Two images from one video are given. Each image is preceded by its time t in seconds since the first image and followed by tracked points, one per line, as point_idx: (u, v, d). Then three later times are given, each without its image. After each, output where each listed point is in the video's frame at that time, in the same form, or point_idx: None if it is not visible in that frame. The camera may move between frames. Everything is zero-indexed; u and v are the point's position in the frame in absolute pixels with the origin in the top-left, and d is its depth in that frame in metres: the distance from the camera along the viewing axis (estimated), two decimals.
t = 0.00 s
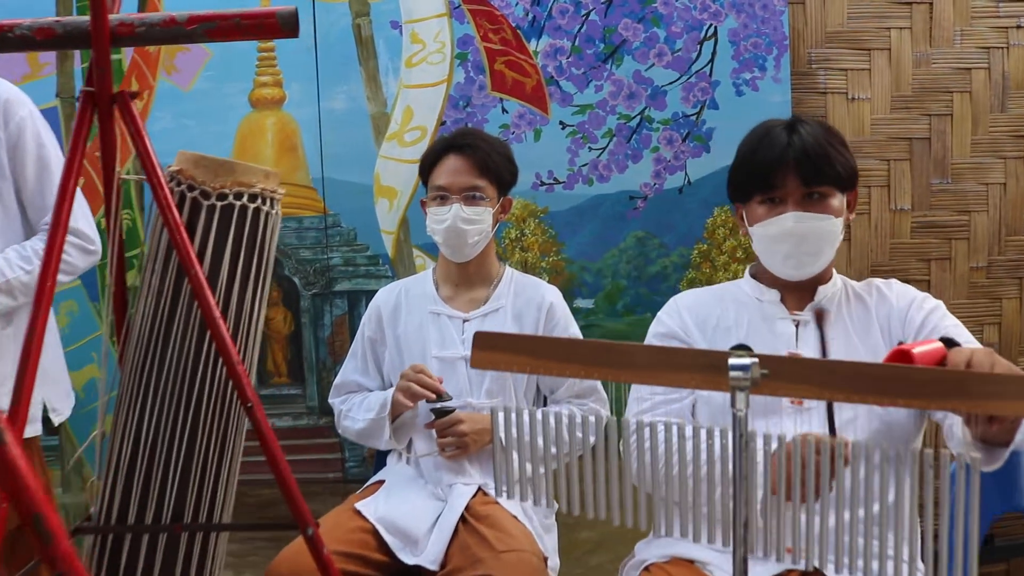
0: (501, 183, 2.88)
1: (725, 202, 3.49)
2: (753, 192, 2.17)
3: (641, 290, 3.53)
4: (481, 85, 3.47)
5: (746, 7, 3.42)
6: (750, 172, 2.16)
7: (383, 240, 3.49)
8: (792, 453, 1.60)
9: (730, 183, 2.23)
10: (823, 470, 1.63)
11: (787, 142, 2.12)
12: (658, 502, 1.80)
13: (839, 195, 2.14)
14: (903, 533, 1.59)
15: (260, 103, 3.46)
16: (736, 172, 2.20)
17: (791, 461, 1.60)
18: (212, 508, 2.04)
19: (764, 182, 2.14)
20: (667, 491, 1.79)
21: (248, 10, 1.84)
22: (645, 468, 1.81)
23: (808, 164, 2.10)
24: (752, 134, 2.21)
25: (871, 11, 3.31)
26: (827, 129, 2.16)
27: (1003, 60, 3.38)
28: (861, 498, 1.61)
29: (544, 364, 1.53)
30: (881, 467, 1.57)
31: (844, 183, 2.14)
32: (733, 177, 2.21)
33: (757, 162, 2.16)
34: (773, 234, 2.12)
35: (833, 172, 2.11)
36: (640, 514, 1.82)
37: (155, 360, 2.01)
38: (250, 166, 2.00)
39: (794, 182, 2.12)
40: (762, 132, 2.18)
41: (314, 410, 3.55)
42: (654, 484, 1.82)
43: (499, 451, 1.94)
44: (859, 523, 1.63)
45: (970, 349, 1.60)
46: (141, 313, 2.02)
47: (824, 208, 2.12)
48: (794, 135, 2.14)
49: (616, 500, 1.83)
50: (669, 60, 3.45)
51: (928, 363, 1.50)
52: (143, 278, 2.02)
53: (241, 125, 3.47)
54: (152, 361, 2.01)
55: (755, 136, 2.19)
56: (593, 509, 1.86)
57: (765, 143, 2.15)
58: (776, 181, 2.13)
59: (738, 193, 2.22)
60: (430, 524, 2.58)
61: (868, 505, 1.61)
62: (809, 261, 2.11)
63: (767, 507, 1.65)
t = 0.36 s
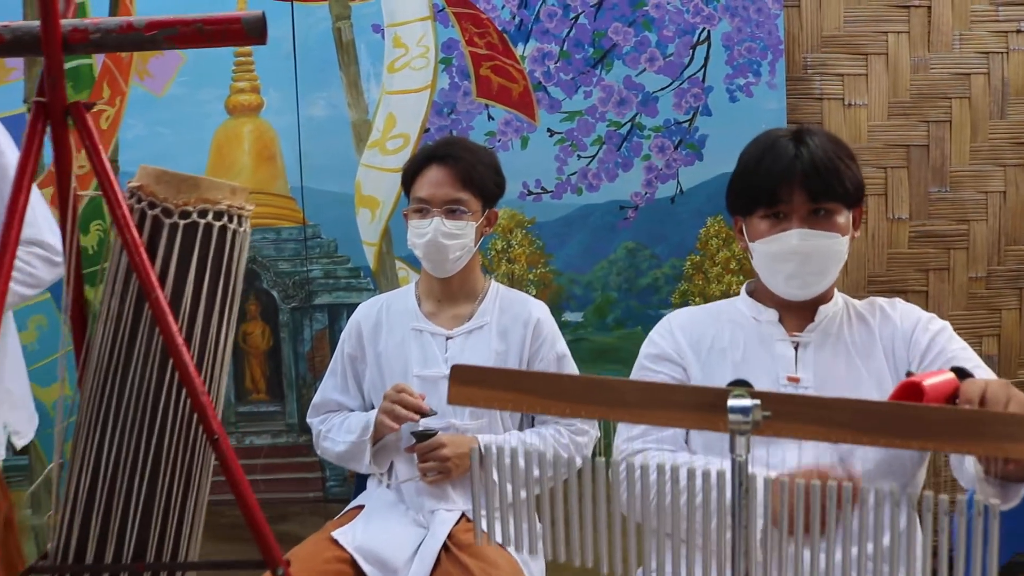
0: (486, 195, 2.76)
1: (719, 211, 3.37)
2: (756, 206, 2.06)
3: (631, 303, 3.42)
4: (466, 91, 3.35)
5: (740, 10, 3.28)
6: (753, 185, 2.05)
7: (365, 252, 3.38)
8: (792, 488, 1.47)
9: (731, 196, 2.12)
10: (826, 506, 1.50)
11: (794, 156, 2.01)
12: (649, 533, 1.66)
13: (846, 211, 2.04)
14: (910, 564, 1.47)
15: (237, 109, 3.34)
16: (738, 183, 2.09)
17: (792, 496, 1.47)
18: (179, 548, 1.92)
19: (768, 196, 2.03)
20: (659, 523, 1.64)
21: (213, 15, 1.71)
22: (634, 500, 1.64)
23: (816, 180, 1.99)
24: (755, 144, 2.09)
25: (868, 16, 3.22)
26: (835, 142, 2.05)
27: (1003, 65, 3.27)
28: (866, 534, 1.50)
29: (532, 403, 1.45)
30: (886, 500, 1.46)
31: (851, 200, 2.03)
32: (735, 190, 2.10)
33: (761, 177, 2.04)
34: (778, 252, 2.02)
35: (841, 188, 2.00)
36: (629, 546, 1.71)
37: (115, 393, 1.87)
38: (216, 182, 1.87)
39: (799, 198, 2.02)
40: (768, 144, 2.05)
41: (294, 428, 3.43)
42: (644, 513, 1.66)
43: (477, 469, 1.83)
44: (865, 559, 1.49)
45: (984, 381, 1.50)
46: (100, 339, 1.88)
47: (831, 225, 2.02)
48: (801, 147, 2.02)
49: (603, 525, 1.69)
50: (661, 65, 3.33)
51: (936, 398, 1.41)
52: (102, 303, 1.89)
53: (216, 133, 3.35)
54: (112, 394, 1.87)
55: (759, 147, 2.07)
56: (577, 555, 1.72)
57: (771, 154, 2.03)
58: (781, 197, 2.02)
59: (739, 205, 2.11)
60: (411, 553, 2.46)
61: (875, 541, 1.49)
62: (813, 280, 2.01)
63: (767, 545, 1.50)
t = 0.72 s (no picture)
0: (475, 202, 2.68)
1: (714, 216, 3.30)
2: (754, 215, 1.99)
3: (625, 310, 3.34)
4: (456, 93, 3.27)
5: (736, 11, 3.22)
6: (751, 193, 1.97)
7: (352, 259, 3.29)
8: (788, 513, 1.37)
9: (727, 204, 2.05)
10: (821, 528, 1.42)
11: (793, 163, 1.94)
12: (649, 553, 1.57)
13: (847, 221, 1.97)
14: None
15: (220, 112, 3.25)
16: (735, 191, 2.01)
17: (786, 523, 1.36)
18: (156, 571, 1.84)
19: (767, 205, 1.96)
20: (660, 544, 1.55)
21: (189, 15, 1.62)
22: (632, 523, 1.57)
23: (815, 188, 1.92)
24: (752, 151, 2.01)
25: (864, 17, 3.16)
26: (835, 148, 1.98)
27: (1001, 68, 3.20)
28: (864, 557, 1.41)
29: (525, 425, 1.40)
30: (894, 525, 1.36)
31: (852, 209, 1.97)
32: (731, 198, 2.03)
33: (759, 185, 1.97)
34: (775, 265, 1.95)
35: (842, 197, 1.93)
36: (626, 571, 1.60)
37: (87, 412, 1.78)
38: (193, 189, 1.79)
39: (798, 208, 1.95)
40: (766, 151, 1.98)
41: (279, 438, 3.34)
42: (645, 538, 1.56)
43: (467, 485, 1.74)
44: None
45: (1000, 403, 1.46)
46: (72, 354, 1.80)
47: (831, 235, 1.95)
48: (800, 154, 1.95)
49: (600, 543, 1.60)
50: (655, 67, 3.26)
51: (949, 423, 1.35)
52: (75, 319, 1.80)
53: (199, 136, 3.26)
54: (83, 413, 1.78)
55: (756, 154, 1.99)
56: None
57: (770, 161, 1.96)
58: (779, 206, 1.96)
59: (737, 214, 2.03)
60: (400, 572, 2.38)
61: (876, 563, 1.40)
62: (814, 293, 1.95)
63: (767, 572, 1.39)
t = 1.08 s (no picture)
0: (465, 195, 2.65)
1: (706, 211, 3.29)
2: (746, 206, 1.97)
3: (616, 306, 3.32)
4: (445, 87, 3.25)
5: (727, 5, 3.19)
6: (743, 183, 1.95)
7: (340, 254, 3.26)
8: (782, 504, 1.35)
9: (718, 194, 2.02)
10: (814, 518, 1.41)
11: (784, 154, 1.91)
12: (642, 549, 1.54)
13: (839, 211, 1.95)
14: None
15: (206, 105, 3.22)
16: (726, 181, 1.99)
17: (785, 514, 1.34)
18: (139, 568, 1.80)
19: (759, 196, 1.94)
20: (654, 539, 1.52)
21: None
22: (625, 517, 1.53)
23: (807, 178, 1.90)
24: (743, 142, 1.99)
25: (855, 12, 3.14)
26: (826, 138, 1.96)
27: (992, 64, 3.18)
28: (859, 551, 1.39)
29: (515, 415, 1.38)
30: (890, 515, 1.35)
31: (845, 199, 1.95)
32: (723, 188, 2.00)
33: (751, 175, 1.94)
34: (767, 257, 1.93)
35: (834, 187, 1.92)
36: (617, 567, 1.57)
37: (66, 406, 1.74)
38: (177, 177, 1.76)
39: (790, 198, 1.93)
40: (758, 142, 1.95)
41: (267, 435, 3.30)
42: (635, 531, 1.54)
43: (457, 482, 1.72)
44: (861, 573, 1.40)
45: (997, 395, 1.44)
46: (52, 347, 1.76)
47: (824, 226, 1.94)
48: (792, 145, 1.93)
49: (591, 537, 1.57)
50: (646, 60, 3.23)
51: (948, 414, 1.34)
52: (54, 311, 1.76)
53: (185, 130, 3.22)
54: (64, 408, 1.74)
55: (748, 145, 1.97)
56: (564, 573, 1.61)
57: (762, 152, 1.93)
58: (770, 196, 1.93)
59: (728, 205, 2.00)
60: (388, 568, 2.34)
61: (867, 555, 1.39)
62: (807, 285, 1.92)
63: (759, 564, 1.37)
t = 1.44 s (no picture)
0: (457, 191, 2.64)
1: (695, 208, 3.29)
2: (740, 201, 1.97)
3: (606, 303, 3.32)
4: (436, 84, 3.24)
5: (716, 3, 3.20)
6: (738, 178, 1.95)
7: (330, 251, 3.25)
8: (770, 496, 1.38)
9: (712, 189, 2.02)
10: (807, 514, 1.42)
11: (780, 149, 1.91)
12: (632, 545, 1.54)
13: (831, 206, 1.96)
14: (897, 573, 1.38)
15: (196, 102, 3.21)
16: (720, 177, 1.99)
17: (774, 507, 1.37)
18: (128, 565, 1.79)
19: (755, 190, 1.94)
20: (645, 532, 1.52)
21: None
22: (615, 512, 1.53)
23: (802, 173, 1.90)
24: (737, 138, 1.98)
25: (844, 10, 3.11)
26: (820, 134, 1.96)
27: (980, 62, 3.18)
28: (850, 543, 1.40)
29: (506, 408, 1.38)
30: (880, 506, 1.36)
31: (839, 194, 1.96)
32: (717, 184, 2.00)
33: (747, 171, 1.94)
34: (761, 252, 1.93)
35: (829, 183, 1.92)
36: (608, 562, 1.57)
37: (54, 402, 1.72)
38: (166, 171, 1.75)
39: (786, 194, 1.93)
40: (753, 137, 1.94)
41: (257, 433, 3.29)
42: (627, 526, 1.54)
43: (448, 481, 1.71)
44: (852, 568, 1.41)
45: (986, 386, 1.44)
46: (41, 342, 1.75)
47: (819, 223, 1.95)
48: (787, 140, 1.93)
49: (583, 531, 1.56)
50: (636, 58, 3.23)
51: (938, 406, 1.34)
52: (42, 306, 1.75)
53: (174, 126, 3.21)
54: (51, 403, 1.72)
55: (743, 141, 1.96)
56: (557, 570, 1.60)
57: (757, 147, 1.93)
58: (766, 191, 1.93)
59: (721, 200, 2.01)
60: (379, 566, 2.34)
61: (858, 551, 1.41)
62: (801, 280, 1.92)
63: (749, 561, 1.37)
